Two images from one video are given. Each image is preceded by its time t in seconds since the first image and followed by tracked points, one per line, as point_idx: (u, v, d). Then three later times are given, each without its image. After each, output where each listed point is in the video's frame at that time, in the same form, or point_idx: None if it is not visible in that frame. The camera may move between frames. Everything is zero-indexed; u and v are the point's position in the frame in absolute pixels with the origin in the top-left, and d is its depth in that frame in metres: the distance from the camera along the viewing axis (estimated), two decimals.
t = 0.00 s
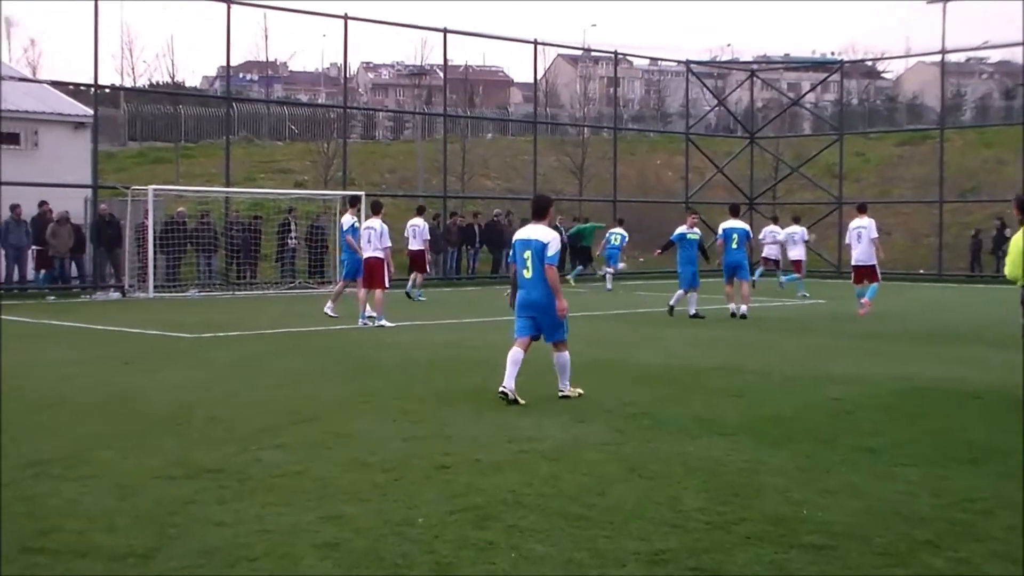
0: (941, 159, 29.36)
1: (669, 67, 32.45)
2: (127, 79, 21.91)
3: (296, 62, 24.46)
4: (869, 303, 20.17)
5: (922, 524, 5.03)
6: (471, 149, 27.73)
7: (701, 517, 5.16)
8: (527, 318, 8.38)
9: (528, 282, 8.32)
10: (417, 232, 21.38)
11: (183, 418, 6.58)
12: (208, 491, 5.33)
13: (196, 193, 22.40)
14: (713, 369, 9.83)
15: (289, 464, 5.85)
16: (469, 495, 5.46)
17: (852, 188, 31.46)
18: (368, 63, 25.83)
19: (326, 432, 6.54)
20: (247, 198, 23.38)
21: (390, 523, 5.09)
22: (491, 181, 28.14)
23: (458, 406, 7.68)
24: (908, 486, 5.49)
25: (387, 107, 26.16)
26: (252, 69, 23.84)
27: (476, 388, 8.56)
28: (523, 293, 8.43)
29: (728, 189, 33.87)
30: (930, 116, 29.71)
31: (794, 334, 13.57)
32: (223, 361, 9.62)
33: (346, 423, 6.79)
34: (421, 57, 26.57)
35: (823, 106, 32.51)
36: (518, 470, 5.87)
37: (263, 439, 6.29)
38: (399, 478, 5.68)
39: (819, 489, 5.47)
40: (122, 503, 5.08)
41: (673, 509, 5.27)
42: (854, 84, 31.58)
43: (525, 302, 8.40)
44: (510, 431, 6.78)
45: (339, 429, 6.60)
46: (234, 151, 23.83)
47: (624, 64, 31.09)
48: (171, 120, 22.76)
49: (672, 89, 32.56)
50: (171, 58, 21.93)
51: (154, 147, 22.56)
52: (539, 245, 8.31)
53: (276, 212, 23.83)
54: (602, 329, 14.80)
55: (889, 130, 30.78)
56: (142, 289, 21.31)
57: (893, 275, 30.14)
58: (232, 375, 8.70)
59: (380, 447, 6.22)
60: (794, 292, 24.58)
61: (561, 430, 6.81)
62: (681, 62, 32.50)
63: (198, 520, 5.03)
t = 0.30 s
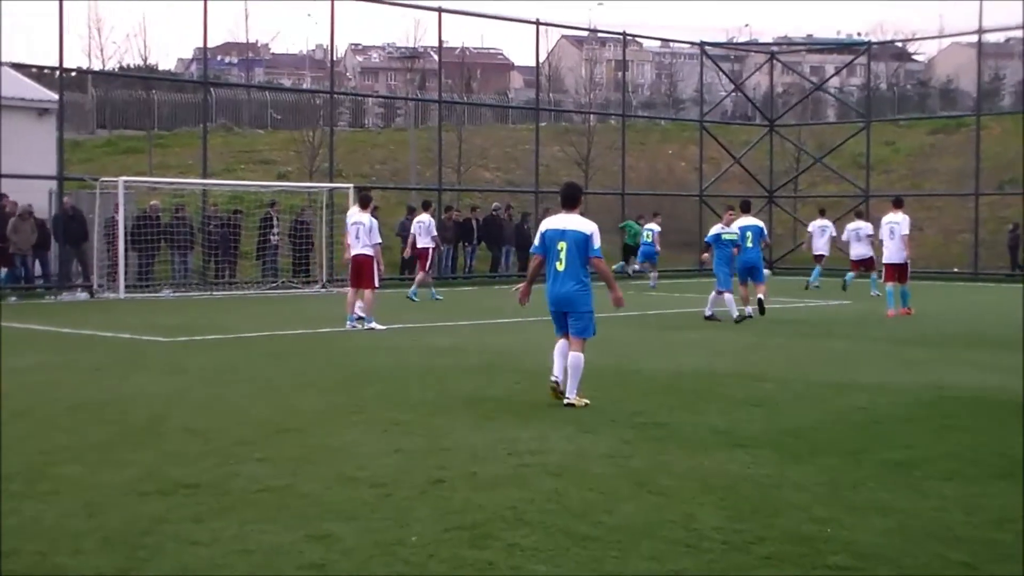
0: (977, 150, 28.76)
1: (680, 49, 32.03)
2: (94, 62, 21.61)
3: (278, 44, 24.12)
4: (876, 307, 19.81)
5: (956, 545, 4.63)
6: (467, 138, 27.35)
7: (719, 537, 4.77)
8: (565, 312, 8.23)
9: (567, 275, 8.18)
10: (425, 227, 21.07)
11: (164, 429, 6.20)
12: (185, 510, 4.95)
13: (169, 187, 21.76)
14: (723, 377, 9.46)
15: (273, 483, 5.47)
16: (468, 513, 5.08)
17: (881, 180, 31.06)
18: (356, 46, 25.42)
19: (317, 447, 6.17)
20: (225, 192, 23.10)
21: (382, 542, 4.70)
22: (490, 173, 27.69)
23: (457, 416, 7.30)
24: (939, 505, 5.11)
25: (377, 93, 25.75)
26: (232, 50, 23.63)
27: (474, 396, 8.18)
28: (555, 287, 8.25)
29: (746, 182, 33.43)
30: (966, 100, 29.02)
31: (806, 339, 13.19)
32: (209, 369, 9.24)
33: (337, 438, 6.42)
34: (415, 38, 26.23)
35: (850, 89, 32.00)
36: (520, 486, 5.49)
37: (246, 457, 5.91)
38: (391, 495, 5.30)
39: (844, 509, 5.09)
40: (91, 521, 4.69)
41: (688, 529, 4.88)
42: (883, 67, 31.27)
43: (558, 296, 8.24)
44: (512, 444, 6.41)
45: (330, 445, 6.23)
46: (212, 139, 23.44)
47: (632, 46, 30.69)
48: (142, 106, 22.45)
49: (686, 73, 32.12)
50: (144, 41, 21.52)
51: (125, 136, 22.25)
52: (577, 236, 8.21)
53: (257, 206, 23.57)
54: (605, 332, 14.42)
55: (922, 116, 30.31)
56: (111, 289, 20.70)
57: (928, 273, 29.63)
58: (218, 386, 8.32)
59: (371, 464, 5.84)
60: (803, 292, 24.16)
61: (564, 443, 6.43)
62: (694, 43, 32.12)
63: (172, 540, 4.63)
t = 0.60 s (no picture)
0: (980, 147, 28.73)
1: (681, 47, 31.97)
2: (90, 60, 21.58)
3: (275, 42, 24.10)
4: (877, 305, 19.80)
5: (958, 545, 4.59)
6: (466, 137, 27.29)
7: (718, 538, 4.74)
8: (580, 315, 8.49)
9: (582, 278, 8.47)
10: (434, 226, 21.04)
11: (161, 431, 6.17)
12: (182, 511, 4.91)
13: (165, 186, 21.69)
14: (724, 378, 9.43)
15: (272, 483, 5.44)
16: (465, 514, 5.05)
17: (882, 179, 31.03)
18: (354, 44, 25.44)
19: (314, 448, 6.14)
20: (221, 191, 23.03)
21: (379, 543, 4.66)
22: (488, 172, 27.62)
23: (455, 417, 7.27)
24: (942, 506, 5.08)
25: (375, 91, 25.76)
26: (229, 49, 23.47)
27: (474, 397, 8.15)
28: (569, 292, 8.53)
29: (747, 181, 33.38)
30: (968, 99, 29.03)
31: (807, 339, 13.15)
32: (208, 370, 9.22)
33: (336, 440, 6.39)
34: (412, 36, 26.21)
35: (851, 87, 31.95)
36: (518, 487, 5.46)
37: (244, 458, 5.88)
38: (389, 496, 5.27)
39: (845, 509, 5.06)
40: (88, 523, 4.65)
41: (687, 530, 4.84)
42: (885, 65, 31.12)
43: (574, 300, 8.51)
44: (510, 445, 6.37)
45: (328, 446, 6.20)
46: (208, 138, 23.39)
47: (632, 44, 30.66)
48: (138, 104, 22.42)
49: (686, 71, 32.08)
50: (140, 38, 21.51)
51: (121, 134, 22.25)
52: (591, 241, 8.52)
53: (253, 205, 23.45)
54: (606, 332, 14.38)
55: (925, 114, 30.33)
56: (106, 288, 20.66)
57: (931, 272, 29.56)
58: (217, 387, 8.30)
59: (370, 465, 5.81)
60: (804, 292, 24.11)
61: (563, 444, 6.40)
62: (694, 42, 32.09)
63: (170, 542, 4.60)
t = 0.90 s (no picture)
0: (969, 148, 28.82)
1: (671, 47, 31.99)
2: (81, 60, 21.55)
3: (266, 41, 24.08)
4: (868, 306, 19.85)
5: (950, 546, 4.60)
6: (456, 138, 27.31)
7: (710, 538, 4.75)
8: (582, 307, 8.83)
9: (584, 272, 8.79)
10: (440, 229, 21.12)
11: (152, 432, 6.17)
12: (174, 512, 4.91)
13: (156, 186, 21.69)
14: (716, 377, 9.45)
15: (264, 484, 5.45)
16: (458, 514, 5.05)
17: (870, 179, 31.10)
18: (345, 44, 25.49)
19: (306, 450, 6.15)
20: (212, 191, 22.97)
21: (371, 543, 4.66)
22: (480, 173, 27.67)
23: (448, 416, 7.29)
24: (933, 506, 5.09)
25: (366, 91, 25.76)
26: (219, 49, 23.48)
27: (466, 398, 8.16)
28: (573, 284, 8.88)
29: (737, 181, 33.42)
30: (959, 99, 29.12)
31: (798, 339, 13.19)
32: (198, 371, 9.22)
33: (327, 440, 6.41)
34: (403, 37, 26.19)
35: (841, 87, 32.00)
36: (511, 487, 5.48)
37: (238, 458, 5.88)
38: (382, 498, 5.26)
39: (837, 510, 5.07)
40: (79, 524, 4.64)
41: (681, 530, 4.85)
42: (875, 65, 31.17)
43: (577, 292, 8.85)
44: (502, 444, 6.39)
45: (321, 448, 6.20)
46: (199, 138, 23.35)
47: (624, 44, 30.69)
48: (128, 105, 22.40)
49: (676, 72, 32.13)
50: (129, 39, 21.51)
51: (112, 134, 22.24)
52: (593, 236, 8.82)
53: (243, 205, 23.43)
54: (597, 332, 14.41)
55: (915, 115, 30.38)
56: (96, 289, 20.61)
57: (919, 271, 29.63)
58: (209, 387, 8.30)
59: (362, 465, 5.81)
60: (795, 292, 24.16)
61: (555, 443, 6.42)
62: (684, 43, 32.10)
63: (162, 542, 4.59)
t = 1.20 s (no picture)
0: (944, 149, 28.96)
1: (648, 47, 32.05)
2: (55, 60, 21.45)
3: (242, 41, 24.00)
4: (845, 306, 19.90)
5: (922, 545, 4.61)
6: (433, 138, 27.30)
7: (686, 538, 4.75)
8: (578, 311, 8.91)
9: (581, 276, 8.85)
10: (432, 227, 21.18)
11: (127, 435, 6.14)
12: (147, 514, 4.88)
13: (131, 186, 21.64)
14: (692, 377, 9.47)
15: (239, 484, 5.43)
16: (433, 515, 5.04)
17: (846, 179, 31.25)
18: (322, 44, 25.21)
19: (281, 450, 6.13)
20: (188, 192, 22.94)
21: (345, 544, 4.64)
22: (457, 173, 27.67)
23: (425, 416, 7.28)
24: (906, 505, 5.11)
25: (342, 91, 25.65)
26: (195, 49, 23.41)
27: (443, 398, 8.15)
28: (571, 287, 8.94)
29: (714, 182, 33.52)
30: (933, 100, 29.30)
31: (773, 338, 13.23)
32: (173, 371, 9.19)
33: (302, 441, 6.39)
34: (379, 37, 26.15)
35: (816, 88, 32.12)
36: (487, 487, 5.47)
37: (213, 458, 5.86)
38: (357, 498, 5.24)
39: (812, 510, 5.08)
40: (54, 526, 4.61)
41: (657, 530, 4.85)
42: (850, 66, 31.28)
43: (574, 296, 8.92)
44: (479, 444, 6.38)
45: (297, 448, 6.18)
46: (175, 137, 23.29)
47: (602, 44, 30.73)
48: (103, 105, 22.30)
49: (653, 72, 32.21)
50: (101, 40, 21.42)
51: (87, 134, 22.16)
52: (593, 242, 8.87)
53: (219, 206, 23.47)
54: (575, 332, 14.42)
55: (891, 115, 30.47)
56: (71, 289, 20.38)
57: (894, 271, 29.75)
58: (185, 387, 8.27)
59: (338, 466, 5.80)
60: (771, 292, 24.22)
61: (531, 443, 6.42)
62: (660, 43, 32.16)
63: (135, 543, 4.56)
